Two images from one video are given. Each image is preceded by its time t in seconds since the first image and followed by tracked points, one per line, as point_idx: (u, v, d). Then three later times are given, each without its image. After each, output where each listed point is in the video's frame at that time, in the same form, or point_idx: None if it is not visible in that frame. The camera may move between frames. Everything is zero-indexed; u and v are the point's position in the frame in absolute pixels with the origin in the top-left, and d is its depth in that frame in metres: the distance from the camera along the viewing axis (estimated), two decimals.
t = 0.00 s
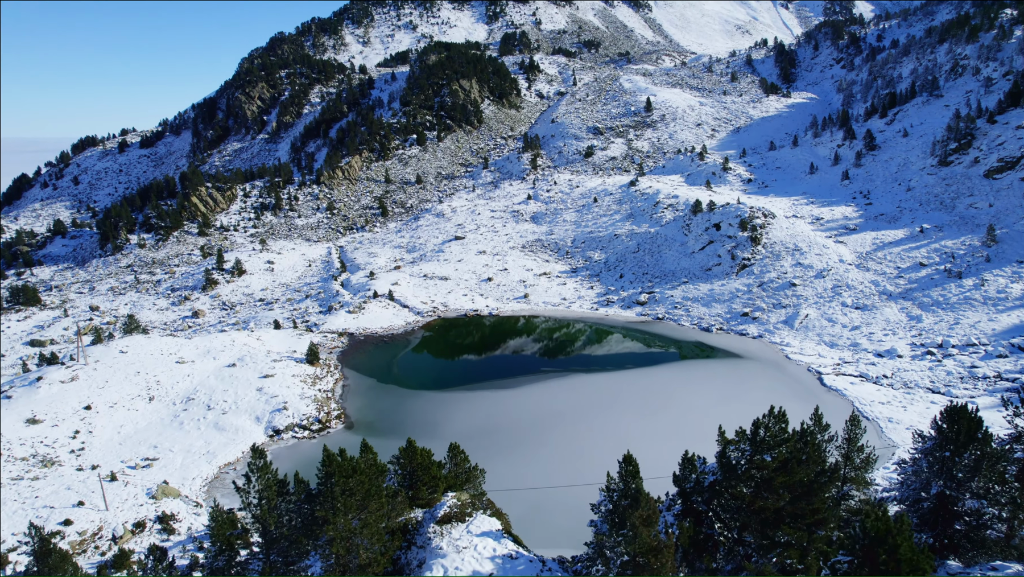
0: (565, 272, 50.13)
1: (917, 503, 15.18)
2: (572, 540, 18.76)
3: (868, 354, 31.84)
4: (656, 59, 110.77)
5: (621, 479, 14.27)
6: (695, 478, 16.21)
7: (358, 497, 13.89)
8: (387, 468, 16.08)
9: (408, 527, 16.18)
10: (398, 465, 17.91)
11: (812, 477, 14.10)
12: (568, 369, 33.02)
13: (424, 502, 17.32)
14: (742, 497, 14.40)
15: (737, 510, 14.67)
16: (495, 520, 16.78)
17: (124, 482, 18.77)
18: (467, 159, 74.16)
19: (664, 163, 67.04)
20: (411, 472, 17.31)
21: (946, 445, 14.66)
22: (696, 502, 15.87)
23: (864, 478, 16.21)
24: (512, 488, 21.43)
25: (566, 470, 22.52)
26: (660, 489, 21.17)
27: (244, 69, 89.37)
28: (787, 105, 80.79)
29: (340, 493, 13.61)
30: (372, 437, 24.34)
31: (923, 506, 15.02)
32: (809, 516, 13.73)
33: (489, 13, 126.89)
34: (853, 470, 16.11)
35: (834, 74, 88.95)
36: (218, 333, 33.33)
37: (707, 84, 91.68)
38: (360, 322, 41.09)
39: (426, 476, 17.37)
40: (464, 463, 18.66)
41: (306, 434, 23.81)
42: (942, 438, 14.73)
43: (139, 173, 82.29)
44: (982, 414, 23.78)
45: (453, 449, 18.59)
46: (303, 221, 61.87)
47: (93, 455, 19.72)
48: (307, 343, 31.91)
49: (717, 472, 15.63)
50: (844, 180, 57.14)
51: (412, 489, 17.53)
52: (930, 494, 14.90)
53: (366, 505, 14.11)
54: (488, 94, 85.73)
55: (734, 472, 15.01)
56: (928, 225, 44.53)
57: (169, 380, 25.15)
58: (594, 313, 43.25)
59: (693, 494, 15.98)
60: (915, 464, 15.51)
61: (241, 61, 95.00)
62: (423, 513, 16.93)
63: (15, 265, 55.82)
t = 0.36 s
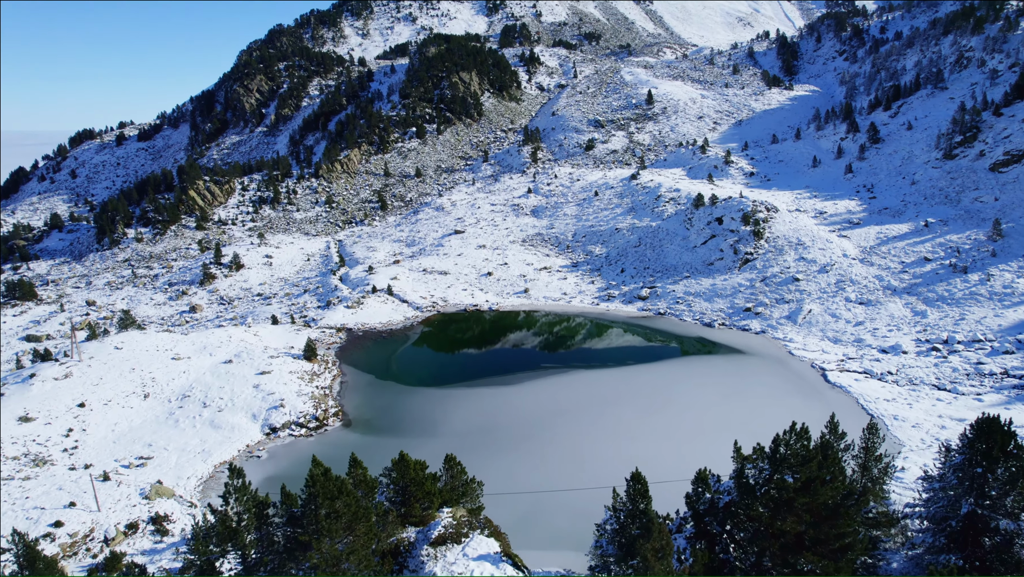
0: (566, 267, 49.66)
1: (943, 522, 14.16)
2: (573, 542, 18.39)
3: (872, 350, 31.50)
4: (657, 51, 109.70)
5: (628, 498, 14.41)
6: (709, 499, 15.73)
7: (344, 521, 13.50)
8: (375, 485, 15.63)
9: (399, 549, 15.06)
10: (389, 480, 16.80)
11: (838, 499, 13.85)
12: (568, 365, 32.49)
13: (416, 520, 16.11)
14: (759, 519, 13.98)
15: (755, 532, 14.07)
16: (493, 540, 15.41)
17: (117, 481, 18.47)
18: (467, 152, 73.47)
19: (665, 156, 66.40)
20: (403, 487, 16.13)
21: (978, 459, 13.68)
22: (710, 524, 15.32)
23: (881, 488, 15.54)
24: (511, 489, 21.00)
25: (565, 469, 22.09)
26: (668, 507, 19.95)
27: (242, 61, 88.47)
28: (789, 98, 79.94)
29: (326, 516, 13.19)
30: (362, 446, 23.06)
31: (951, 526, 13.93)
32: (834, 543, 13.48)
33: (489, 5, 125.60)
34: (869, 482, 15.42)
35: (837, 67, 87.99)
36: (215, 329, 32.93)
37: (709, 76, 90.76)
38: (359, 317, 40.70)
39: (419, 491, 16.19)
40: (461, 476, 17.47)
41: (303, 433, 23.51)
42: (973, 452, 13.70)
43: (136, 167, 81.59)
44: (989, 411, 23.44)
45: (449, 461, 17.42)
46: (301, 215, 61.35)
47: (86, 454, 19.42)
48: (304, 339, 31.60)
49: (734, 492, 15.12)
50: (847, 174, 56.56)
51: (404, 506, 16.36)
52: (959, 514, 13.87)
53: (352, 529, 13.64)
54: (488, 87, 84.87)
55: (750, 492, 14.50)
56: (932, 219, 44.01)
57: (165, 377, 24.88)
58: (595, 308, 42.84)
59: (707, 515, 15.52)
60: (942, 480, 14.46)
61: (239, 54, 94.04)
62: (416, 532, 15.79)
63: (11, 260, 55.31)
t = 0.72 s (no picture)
0: (566, 261, 49.23)
1: (976, 545, 13.51)
2: (575, 545, 18.04)
3: (877, 346, 31.13)
4: (659, 43, 108.63)
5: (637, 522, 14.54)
6: (726, 525, 15.19)
7: (327, 550, 13.19)
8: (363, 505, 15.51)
9: (390, 574, 13.92)
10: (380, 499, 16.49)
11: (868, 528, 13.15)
12: (568, 362, 32.12)
13: (410, 541, 15.39)
14: (779, 545, 13.35)
15: (775, 559, 13.38)
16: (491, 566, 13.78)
17: (110, 482, 18.18)
18: (467, 146, 72.81)
19: (667, 149, 65.77)
20: (395, 505, 15.58)
21: (1011, 479, 13.01)
22: (725, 551, 14.66)
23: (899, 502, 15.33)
24: (511, 489, 20.70)
25: (566, 469, 21.74)
26: (677, 520, 19.08)
27: (240, 54, 87.61)
28: (792, 91, 79.19)
29: (306, 546, 12.98)
30: (359, 448, 22.50)
31: (983, 549, 13.24)
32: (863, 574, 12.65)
33: None
34: (887, 493, 15.32)
35: (839, 59, 87.00)
36: (212, 325, 32.57)
37: (710, 69, 89.77)
38: (357, 312, 40.33)
39: (413, 510, 15.52)
40: (457, 491, 16.87)
41: (300, 431, 23.25)
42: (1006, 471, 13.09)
43: (134, 160, 80.98)
44: (997, 409, 23.07)
45: (444, 475, 16.87)
46: (300, 209, 60.84)
47: (79, 453, 19.13)
48: (301, 335, 31.25)
49: (752, 517, 14.65)
50: (850, 168, 55.97)
51: (396, 527, 15.68)
52: (995, 537, 13.15)
53: (337, 558, 13.22)
54: (488, 80, 84.07)
55: (771, 517, 14.01)
56: (937, 214, 43.51)
57: (160, 374, 24.57)
58: (596, 303, 42.44)
59: (724, 543, 14.79)
60: (975, 501, 13.84)
61: (238, 46, 93.19)
62: (407, 556, 14.73)
63: (8, 254, 54.91)
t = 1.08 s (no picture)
0: (567, 256, 48.79)
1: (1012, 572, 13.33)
2: (576, 548, 17.77)
3: (881, 343, 30.78)
4: (660, 36, 107.59)
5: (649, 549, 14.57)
6: (745, 557, 14.40)
7: None
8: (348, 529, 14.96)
9: None
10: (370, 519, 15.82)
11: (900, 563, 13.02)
12: (569, 358, 31.77)
13: (401, 567, 14.52)
14: None
15: None
16: None
17: (103, 483, 17.86)
18: (466, 139, 72.10)
19: (668, 143, 65.14)
20: (385, 528, 14.96)
21: None
22: None
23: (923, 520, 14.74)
24: (511, 488, 20.40)
25: (566, 468, 21.45)
26: (679, 521, 18.80)
27: (238, 47, 86.73)
28: (794, 84, 78.42)
29: None
30: (359, 447, 22.18)
31: None
32: None
33: None
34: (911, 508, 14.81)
35: (842, 52, 86.11)
36: (209, 322, 32.23)
37: (712, 62, 88.90)
38: (355, 308, 39.97)
39: (404, 534, 14.70)
40: (453, 510, 16.14)
41: (297, 430, 22.95)
42: None
43: (132, 154, 80.34)
44: (1005, 408, 22.74)
45: (439, 494, 16.06)
46: (298, 203, 60.33)
47: (72, 453, 18.79)
48: (299, 332, 30.94)
49: (774, 547, 14.05)
50: (854, 161, 55.39)
51: (387, 553, 14.89)
52: None
53: None
54: (488, 73, 83.25)
55: (798, 553, 13.75)
56: (942, 208, 42.99)
57: (155, 372, 24.24)
58: (596, 298, 42.05)
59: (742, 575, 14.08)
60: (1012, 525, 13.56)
61: (236, 39, 92.35)
62: None
63: (4, 249, 54.49)
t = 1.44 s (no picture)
0: (568, 251, 48.37)
1: None
2: (576, 550, 17.50)
3: (886, 339, 30.45)
4: (662, 28, 106.55)
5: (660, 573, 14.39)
6: None
7: None
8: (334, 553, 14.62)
9: None
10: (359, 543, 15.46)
11: None
12: (569, 355, 31.40)
13: None
14: None
15: None
16: None
17: (95, 484, 17.58)
18: (466, 132, 71.41)
19: (669, 136, 64.52)
20: (374, 553, 14.58)
21: None
22: None
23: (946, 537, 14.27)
24: (510, 489, 20.09)
25: (566, 469, 21.13)
26: (681, 524, 18.49)
27: (237, 39, 85.87)
28: (797, 76, 77.65)
29: None
30: (356, 447, 21.87)
31: None
32: None
33: None
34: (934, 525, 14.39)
35: (845, 45, 85.17)
36: (205, 318, 31.90)
37: (714, 55, 87.95)
38: (354, 304, 39.62)
39: (395, 560, 14.19)
40: (448, 530, 15.50)
41: (294, 429, 22.67)
42: None
43: (130, 147, 79.69)
44: (1011, 405, 22.44)
45: (433, 513, 15.53)
46: (297, 197, 59.83)
47: (65, 452, 18.51)
48: (296, 328, 30.60)
49: None
50: (857, 155, 54.81)
51: None
52: None
53: None
54: (488, 65, 82.44)
55: None
56: (947, 203, 42.50)
57: (150, 369, 23.94)
58: (597, 294, 41.67)
59: None
60: None
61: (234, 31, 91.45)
62: None
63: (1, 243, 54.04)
